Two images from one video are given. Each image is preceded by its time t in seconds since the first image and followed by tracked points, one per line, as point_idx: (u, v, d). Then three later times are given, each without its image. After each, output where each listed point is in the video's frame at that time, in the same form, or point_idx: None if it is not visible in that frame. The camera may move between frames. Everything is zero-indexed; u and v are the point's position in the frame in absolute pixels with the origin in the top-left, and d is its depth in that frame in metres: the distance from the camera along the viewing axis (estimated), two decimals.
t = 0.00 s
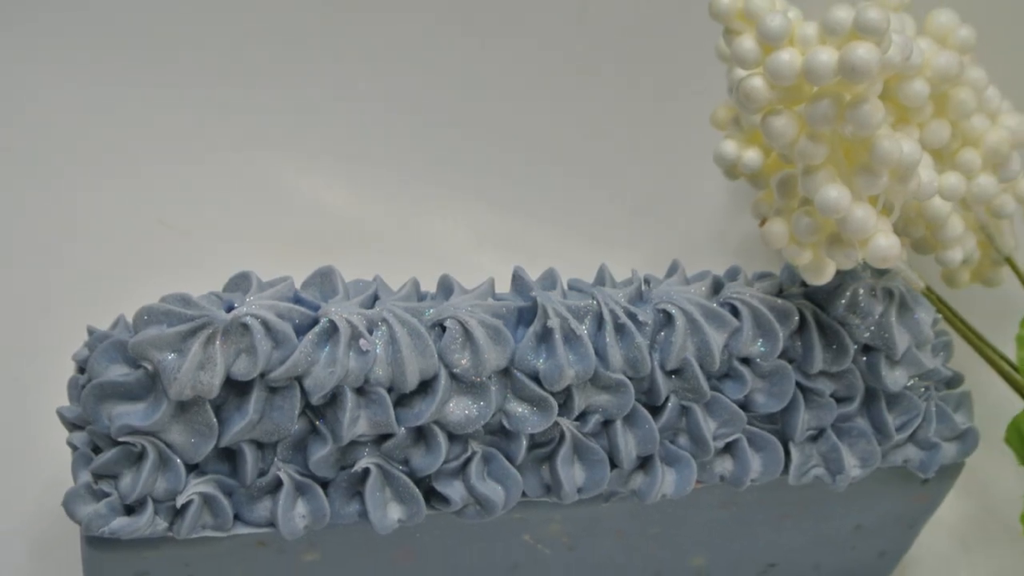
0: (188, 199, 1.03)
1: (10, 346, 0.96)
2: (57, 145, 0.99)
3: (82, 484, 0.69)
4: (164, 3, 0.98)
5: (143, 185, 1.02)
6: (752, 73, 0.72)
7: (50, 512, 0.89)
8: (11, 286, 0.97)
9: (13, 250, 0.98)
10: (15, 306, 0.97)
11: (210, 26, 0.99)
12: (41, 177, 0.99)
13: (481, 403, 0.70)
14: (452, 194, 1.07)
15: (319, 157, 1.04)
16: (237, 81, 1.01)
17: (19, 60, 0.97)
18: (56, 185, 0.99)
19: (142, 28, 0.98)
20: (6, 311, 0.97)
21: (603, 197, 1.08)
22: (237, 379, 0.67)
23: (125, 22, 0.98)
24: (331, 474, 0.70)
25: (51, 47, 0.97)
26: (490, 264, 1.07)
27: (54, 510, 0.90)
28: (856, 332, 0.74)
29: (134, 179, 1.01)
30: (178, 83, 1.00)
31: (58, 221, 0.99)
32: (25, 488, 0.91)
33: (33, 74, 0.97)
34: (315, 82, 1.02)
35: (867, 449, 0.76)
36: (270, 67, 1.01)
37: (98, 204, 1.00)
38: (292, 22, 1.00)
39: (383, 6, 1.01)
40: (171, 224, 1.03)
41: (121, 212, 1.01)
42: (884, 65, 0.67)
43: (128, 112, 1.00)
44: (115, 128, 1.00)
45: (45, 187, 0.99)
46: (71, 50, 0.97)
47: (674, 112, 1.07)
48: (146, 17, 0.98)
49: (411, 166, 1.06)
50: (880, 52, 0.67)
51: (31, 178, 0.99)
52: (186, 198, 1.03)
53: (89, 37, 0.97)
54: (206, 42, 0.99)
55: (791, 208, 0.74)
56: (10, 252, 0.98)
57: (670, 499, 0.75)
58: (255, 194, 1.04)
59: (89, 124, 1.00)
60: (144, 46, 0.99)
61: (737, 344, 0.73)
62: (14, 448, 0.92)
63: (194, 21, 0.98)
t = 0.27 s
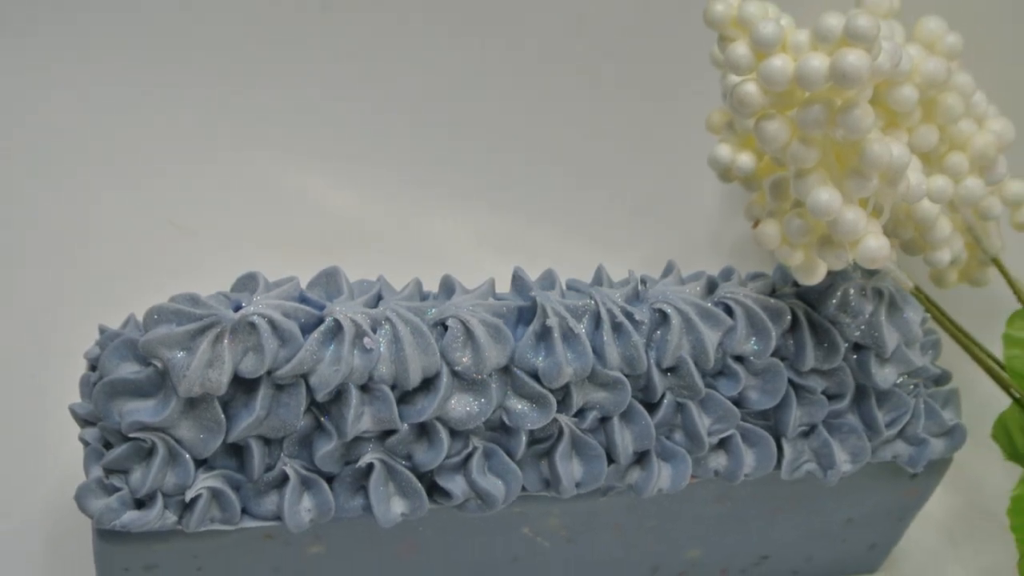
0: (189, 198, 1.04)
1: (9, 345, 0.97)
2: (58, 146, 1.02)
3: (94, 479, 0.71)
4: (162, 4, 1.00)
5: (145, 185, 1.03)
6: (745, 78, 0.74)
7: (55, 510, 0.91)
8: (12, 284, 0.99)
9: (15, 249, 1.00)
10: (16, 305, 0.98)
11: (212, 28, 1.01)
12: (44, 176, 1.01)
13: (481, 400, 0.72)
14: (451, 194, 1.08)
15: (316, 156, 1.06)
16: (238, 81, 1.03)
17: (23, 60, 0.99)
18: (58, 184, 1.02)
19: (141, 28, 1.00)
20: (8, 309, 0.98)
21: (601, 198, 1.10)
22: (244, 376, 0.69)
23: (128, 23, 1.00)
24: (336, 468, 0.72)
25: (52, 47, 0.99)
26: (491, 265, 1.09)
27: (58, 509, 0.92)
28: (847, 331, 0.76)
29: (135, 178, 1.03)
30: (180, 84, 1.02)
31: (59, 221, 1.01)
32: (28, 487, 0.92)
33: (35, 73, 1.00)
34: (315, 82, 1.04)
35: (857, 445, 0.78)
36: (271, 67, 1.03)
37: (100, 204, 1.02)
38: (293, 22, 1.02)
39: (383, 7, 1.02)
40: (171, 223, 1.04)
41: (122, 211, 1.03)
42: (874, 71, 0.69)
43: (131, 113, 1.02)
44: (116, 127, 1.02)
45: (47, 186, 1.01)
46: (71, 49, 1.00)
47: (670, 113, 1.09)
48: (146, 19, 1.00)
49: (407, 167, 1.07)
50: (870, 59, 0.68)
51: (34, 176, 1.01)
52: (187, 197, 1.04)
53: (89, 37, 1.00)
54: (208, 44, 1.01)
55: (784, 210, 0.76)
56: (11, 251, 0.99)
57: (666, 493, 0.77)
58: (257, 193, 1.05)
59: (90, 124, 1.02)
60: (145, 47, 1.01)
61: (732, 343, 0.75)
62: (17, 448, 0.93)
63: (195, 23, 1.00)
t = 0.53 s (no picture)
0: (189, 198, 1.06)
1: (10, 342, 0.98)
2: (57, 147, 1.04)
3: (105, 474, 0.73)
4: (162, 3, 1.03)
5: (148, 185, 1.06)
6: (739, 84, 0.76)
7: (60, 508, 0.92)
8: (14, 282, 1.00)
9: (18, 248, 1.01)
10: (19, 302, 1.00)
11: (213, 27, 1.03)
12: (46, 175, 1.04)
13: (482, 397, 0.74)
14: (450, 194, 1.10)
15: (317, 156, 1.08)
16: (241, 81, 1.05)
17: (26, 60, 1.03)
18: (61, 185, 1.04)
19: (144, 27, 1.03)
20: (9, 308, 0.99)
21: (599, 197, 1.11)
22: (252, 373, 0.71)
23: (129, 23, 1.03)
24: (341, 463, 0.74)
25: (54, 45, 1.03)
26: (491, 265, 1.10)
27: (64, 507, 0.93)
28: (838, 330, 0.79)
29: (136, 178, 1.05)
30: (181, 83, 1.05)
31: (62, 222, 1.03)
32: (33, 485, 0.93)
33: (37, 73, 1.03)
34: (317, 82, 1.06)
35: (848, 441, 0.80)
36: (273, 68, 1.05)
37: (102, 204, 1.04)
38: (297, 24, 1.04)
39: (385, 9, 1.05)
40: (171, 223, 1.06)
41: (125, 212, 1.05)
42: (864, 77, 0.71)
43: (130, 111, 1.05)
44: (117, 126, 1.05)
45: (51, 186, 1.04)
46: (71, 48, 1.03)
47: (667, 113, 1.10)
48: (147, 17, 1.03)
49: (406, 167, 1.09)
50: (860, 65, 0.71)
51: (38, 176, 1.04)
52: (187, 196, 1.06)
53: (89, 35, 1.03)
54: (210, 42, 1.04)
55: (776, 212, 0.78)
56: (12, 250, 1.01)
57: (662, 487, 0.79)
58: (258, 193, 1.07)
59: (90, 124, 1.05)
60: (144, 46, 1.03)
61: (726, 341, 0.77)
62: (19, 446, 0.94)
63: (197, 23, 1.03)
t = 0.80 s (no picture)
0: (192, 199, 1.08)
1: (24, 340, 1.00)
2: (67, 150, 1.07)
3: (117, 469, 0.75)
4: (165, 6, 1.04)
5: (158, 187, 1.08)
6: (732, 90, 0.78)
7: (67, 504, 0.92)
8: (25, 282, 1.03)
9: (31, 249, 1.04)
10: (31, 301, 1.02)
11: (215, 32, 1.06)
12: (60, 175, 1.06)
13: (483, 394, 0.76)
14: (450, 194, 1.12)
15: (315, 163, 1.10)
16: (244, 85, 1.07)
17: (36, 60, 1.05)
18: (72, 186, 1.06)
19: (149, 28, 1.05)
20: (19, 304, 1.02)
21: (597, 199, 1.13)
22: (259, 371, 0.74)
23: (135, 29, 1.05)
24: (345, 458, 0.77)
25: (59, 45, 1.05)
26: (491, 266, 1.12)
27: (69, 506, 0.93)
28: (829, 328, 0.81)
29: (147, 180, 1.08)
30: (186, 85, 1.07)
31: (74, 223, 1.06)
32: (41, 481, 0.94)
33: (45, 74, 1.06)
34: (320, 85, 1.08)
35: (838, 436, 0.83)
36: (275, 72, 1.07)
37: (112, 206, 1.07)
38: (299, 29, 1.06)
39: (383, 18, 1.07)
40: (178, 223, 1.08)
41: (136, 214, 1.07)
42: (854, 83, 0.73)
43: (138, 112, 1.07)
44: (125, 129, 1.07)
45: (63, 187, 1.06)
46: (75, 47, 1.05)
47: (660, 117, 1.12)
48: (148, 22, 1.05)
49: (406, 167, 1.11)
50: (850, 71, 0.73)
51: (46, 175, 1.06)
52: (193, 199, 1.08)
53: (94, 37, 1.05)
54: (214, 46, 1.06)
55: (769, 214, 0.80)
56: (19, 249, 1.04)
57: (657, 482, 0.81)
58: (263, 194, 1.09)
59: (97, 124, 1.07)
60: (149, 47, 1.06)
61: (720, 340, 0.79)
62: (27, 440, 0.96)
63: (200, 28, 1.05)
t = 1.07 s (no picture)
0: (196, 201, 1.11)
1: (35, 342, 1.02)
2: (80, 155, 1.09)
3: (128, 463, 0.77)
4: (174, 13, 1.07)
5: (161, 189, 1.10)
6: (726, 96, 0.81)
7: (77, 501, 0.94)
8: (42, 287, 1.05)
9: (41, 250, 1.06)
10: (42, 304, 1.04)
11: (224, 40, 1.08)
12: (68, 177, 1.09)
13: (484, 390, 0.79)
14: (450, 194, 1.14)
15: (316, 165, 1.12)
16: (249, 90, 1.10)
17: (49, 67, 1.08)
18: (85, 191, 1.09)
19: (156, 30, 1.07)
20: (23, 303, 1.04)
21: (594, 200, 1.16)
22: (267, 368, 0.76)
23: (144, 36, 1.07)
24: (350, 453, 0.79)
25: (71, 51, 1.07)
26: (491, 266, 1.14)
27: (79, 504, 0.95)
28: (819, 327, 0.83)
29: (159, 184, 1.10)
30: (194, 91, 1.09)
31: (89, 227, 1.08)
32: (53, 475, 0.96)
33: (59, 81, 1.08)
34: (323, 90, 1.11)
35: (829, 432, 0.85)
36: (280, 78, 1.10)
37: (125, 209, 1.09)
38: (304, 32, 1.09)
39: (386, 21, 1.09)
40: (186, 225, 1.10)
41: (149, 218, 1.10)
42: (844, 89, 0.76)
43: (148, 117, 1.10)
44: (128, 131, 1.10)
45: (77, 191, 1.09)
46: (84, 49, 1.07)
47: (658, 122, 1.15)
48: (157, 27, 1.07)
49: (405, 169, 1.13)
50: (840, 78, 0.75)
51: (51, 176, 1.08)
52: (197, 200, 1.11)
53: (104, 44, 1.07)
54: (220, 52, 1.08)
55: (761, 216, 0.83)
56: (23, 249, 1.06)
57: (652, 476, 0.83)
58: (267, 198, 1.12)
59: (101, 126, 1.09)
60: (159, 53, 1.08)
61: (714, 338, 0.82)
62: (42, 437, 0.98)
63: (207, 33, 1.08)
